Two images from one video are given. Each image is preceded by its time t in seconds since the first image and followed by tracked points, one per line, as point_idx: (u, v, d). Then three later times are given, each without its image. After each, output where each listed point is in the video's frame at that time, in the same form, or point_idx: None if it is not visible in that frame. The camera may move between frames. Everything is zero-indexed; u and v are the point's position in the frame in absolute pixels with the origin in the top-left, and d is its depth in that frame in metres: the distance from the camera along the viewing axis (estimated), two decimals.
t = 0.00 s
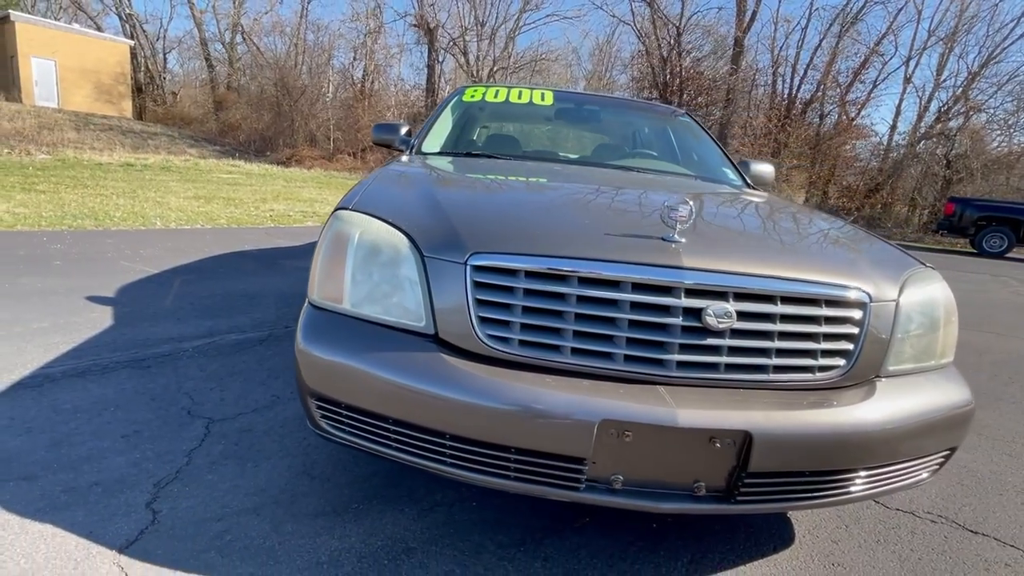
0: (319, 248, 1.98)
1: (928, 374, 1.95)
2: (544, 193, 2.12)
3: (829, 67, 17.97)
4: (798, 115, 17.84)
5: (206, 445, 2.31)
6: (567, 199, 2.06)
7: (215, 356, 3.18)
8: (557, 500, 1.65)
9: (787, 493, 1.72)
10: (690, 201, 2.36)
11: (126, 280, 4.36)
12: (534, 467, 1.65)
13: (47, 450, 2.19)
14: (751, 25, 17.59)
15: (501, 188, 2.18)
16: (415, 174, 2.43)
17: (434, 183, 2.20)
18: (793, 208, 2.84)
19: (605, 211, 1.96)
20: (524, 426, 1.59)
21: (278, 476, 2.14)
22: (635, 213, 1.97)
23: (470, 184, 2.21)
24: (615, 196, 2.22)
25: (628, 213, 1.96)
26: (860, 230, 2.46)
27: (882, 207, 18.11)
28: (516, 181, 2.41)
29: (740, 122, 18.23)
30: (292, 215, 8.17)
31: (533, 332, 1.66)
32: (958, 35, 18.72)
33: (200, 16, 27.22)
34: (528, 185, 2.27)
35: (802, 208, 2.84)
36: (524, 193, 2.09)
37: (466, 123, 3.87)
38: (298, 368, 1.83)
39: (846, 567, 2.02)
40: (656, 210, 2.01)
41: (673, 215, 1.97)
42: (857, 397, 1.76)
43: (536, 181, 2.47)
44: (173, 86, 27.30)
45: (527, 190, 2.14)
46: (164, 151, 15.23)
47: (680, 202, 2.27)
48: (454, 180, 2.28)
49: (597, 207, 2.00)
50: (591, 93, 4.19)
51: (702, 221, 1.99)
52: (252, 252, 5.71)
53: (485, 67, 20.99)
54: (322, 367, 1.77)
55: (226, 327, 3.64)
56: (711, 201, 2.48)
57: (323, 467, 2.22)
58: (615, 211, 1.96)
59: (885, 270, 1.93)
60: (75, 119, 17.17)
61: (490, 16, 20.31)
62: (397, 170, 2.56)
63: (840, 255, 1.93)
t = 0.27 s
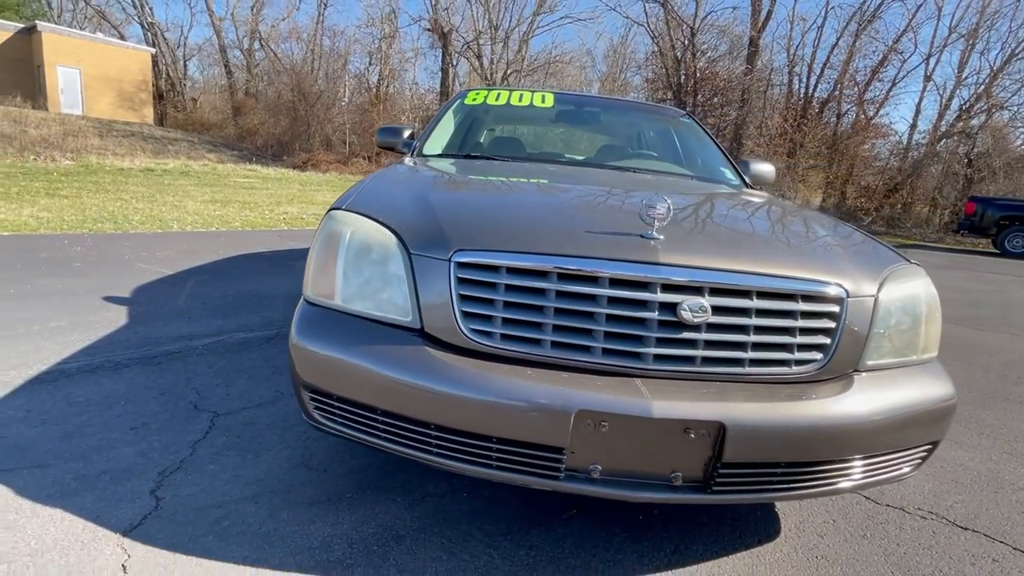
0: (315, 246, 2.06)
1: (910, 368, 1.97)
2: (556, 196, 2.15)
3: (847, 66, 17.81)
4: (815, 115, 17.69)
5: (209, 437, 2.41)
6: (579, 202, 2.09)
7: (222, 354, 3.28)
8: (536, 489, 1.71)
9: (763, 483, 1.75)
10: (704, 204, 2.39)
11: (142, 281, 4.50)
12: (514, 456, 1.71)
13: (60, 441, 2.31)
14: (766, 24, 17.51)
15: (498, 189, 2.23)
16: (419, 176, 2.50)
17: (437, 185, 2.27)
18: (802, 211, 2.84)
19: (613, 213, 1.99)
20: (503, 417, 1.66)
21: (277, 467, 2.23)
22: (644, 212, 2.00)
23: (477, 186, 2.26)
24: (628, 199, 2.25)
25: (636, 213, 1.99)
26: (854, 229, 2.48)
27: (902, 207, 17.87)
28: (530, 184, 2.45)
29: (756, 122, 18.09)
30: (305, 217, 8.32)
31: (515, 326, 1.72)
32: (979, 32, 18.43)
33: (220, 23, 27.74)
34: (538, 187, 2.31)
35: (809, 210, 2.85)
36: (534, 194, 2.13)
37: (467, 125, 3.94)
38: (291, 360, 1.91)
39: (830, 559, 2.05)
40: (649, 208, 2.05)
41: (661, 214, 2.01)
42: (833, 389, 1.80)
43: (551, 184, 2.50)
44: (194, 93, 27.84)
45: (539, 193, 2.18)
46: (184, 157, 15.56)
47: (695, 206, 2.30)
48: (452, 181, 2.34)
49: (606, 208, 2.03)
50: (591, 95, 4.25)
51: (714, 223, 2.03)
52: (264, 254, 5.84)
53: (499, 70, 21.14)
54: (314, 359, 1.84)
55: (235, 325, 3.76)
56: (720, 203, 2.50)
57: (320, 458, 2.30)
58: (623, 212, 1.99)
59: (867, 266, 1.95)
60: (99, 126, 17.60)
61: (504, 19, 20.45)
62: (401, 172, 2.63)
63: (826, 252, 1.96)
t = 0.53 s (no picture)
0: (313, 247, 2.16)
1: (885, 365, 2.02)
2: (565, 200, 2.21)
3: (866, 65, 17.60)
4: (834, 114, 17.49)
5: (216, 430, 2.53)
6: (589, 206, 2.15)
7: (232, 352, 3.41)
8: (517, 478, 1.79)
9: (737, 474, 1.81)
10: (714, 209, 2.44)
11: (159, 282, 4.67)
12: (495, 447, 1.79)
13: (77, 433, 2.44)
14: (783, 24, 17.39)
15: (492, 192, 2.32)
16: (423, 179, 2.58)
17: (444, 187, 2.35)
18: (805, 215, 2.87)
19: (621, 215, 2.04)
20: (483, 409, 1.74)
21: (278, 458, 2.34)
22: (653, 219, 2.07)
23: (487, 190, 2.34)
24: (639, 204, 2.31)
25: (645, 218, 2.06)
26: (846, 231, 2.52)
27: (926, 207, 17.41)
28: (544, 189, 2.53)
29: (773, 122, 17.93)
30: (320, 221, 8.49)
31: (497, 322, 1.81)
32: (1004, 29, 18.10)
33: (241, 31, 28.27)
34: (548, 192, 2.38)
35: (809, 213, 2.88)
36: (545, 199, 2.20)
37: (469, 130, 4.03)
38: (287, 355, 2.01)
39: (811, 552, 2.09)
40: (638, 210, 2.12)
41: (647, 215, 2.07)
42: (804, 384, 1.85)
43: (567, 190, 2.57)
44: (216, 99, 28.40)
45: (549, 198, 2.25)
46: (205, 162, 15.91)
47: (706, 211, 2.35)
48: (448, 184, 2.43)
49: (613, 211, 2.08)
50: (592, 99, 4.31)
51: (722, 229, 2.09)
52: (278, 256, 6.00)
53: (514, 74, 21.26)
54: (309, 354, 1.95)
55: (246, 325, 3.89)
56: (727, 207, 2.55)
57: (320, 451, 2.40)
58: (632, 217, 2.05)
59: (845, 265, 2.00)
60: (124, 133, 18.04)
61: (519, 23, 20.57)
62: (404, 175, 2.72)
63: (807, 252, 2.01)
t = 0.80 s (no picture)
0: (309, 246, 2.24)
1: (867, 360, 2.04)
2: (574, 201, 2.25)
3: (886, 62, 17.36)
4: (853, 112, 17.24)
5: (220, 423, 2.62)
6: (599, 206, 2.20)
7: (240, 350, 3.52)
8: (499, 469, 1.85)
9: (716, 467, 1.84)
10: (726, 211, 2.47)
11: (174, 283, 4.81)
12: (478, 438, 1.85)
13: (88, 426, 2.55)
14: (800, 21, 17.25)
15: (484, 193, 2.37)
16: (428, 181, 2.65)
17: (455, 188, 2.41)
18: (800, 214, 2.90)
19: (632, 219, 2.09)
20: (465, 402, 1.80)
21: (277, 451, 2.42)
22: (664, 222, 2.12)
23: (499, 191, 2.40)
24: (651, 207, 2.35)
25: (655, 221, 2.11)
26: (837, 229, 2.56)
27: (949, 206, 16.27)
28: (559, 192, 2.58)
29: (790, 122, 17.75)
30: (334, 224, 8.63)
31: (480, 318, 1.86)
32: None
33: (261, 38, 28.73)
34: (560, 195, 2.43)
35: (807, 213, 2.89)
36: (557, 200, 2.25)
37: (470, 132, 4.11)
38: (282, 350, 2.09)
39: (795, 546, 2.11)
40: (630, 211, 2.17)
41: (631, 216, 2.12)
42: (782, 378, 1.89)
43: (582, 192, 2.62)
44: (236, 105, 28.90)
45: (560, 199, 2.29)
46: (224, 167, 16.21)
47: (717, 213, 2.39)
48: (442, 184, 2.49)
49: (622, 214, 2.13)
50: (592, 100, 4.35)
51: (731, 231, 2.13)
52: (290, 258, 6.13)
53: (529, 76, 21.35)
54: (301, 349, 2.02)
55: (255, 324, 3.99)
56: (735, 208, 2.58)
57: (317, 445, 2.48)
58: (642, 220, 2.10)
59: (827, 263, 2.02)
60: (147, 140, 18.45)
61: (534, 25, 20.65)
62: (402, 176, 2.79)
63: (789, 250, 2.04)
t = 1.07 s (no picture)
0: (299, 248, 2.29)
1: (850, 359, 2.03)
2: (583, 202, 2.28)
3: (906, 58, 17.09)
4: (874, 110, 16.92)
5: (219, 421, 2.69)
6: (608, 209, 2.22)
7: (244, 351, 3.60)
8: (479, 466, 1.88)
9: (694, 466, 1.85)
10: (736, 215, 2.46)
11: (185, 286, 4.93)
12: (458, 435, 1.88)
13: (93, 423, 2.64)
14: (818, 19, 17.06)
15: (473, 195, 2.40)
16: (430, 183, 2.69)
17: (464, 190, 2.45)
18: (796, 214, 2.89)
19: (641, 222, 2.12)
20: (443, 400, 1.83)
21: (270, 450, 2.47)
22: (672, 224, 2.13)
23: (510, 195, 2.43)
24: (661, 210, 2.37)
25: (663, 224, 2.13)
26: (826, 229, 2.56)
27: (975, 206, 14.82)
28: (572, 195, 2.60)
29: (809, 121, 17.51)
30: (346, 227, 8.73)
31: (459, 318, 1.89)
32: None
33: (280, 45, 29.19)
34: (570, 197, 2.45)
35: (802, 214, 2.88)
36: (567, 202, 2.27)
37: (470, 136, 4.15)
38: (270, 350, 2.15)
39: (779, 547, 2.10)
40: (619, 213, 2.18)
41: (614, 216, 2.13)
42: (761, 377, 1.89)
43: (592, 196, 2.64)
44: (257, 111, 29.39)
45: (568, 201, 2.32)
46: (243, 172, 16.51)
47: (727, 217, 2.38)
48: (435, 187, 2.52)
49: (630, 218, 2.15)
50: (592, 102, 4.37)
51: (740, 234, 2.13)
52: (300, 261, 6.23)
53: (544, 79, 21.42)
54: (289, 347, 2.07)
55: (260, 325, 4.08)
56: (742, 211, 2.57)
57: (311, 444, 2.53)
58: (649, 223, 2.12)
59: (810, 263, 2.02)
60: (168, 146, 18.84)
61: (549, 28, 20.68)
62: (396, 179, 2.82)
63: (773, 251, 2.03)
